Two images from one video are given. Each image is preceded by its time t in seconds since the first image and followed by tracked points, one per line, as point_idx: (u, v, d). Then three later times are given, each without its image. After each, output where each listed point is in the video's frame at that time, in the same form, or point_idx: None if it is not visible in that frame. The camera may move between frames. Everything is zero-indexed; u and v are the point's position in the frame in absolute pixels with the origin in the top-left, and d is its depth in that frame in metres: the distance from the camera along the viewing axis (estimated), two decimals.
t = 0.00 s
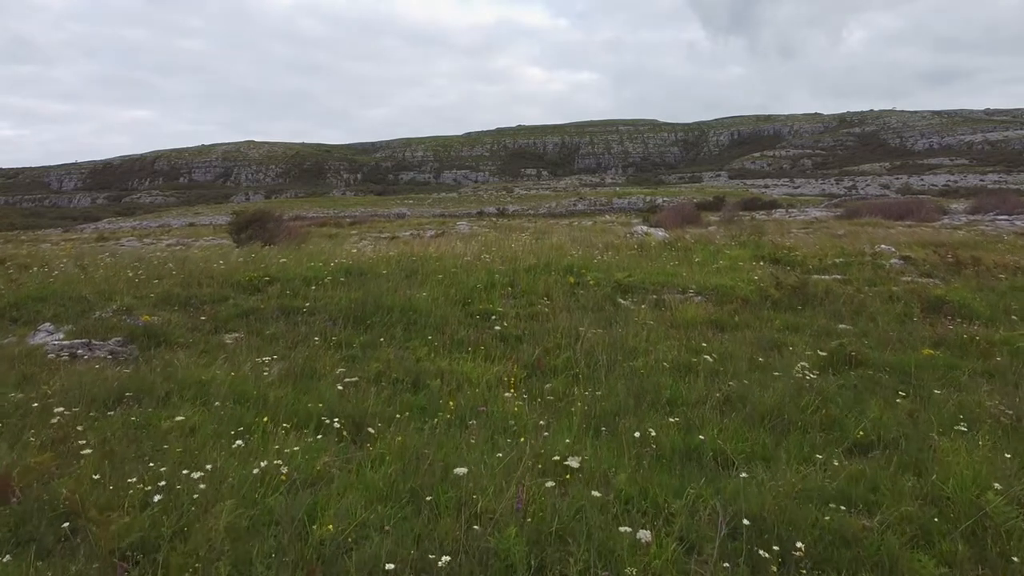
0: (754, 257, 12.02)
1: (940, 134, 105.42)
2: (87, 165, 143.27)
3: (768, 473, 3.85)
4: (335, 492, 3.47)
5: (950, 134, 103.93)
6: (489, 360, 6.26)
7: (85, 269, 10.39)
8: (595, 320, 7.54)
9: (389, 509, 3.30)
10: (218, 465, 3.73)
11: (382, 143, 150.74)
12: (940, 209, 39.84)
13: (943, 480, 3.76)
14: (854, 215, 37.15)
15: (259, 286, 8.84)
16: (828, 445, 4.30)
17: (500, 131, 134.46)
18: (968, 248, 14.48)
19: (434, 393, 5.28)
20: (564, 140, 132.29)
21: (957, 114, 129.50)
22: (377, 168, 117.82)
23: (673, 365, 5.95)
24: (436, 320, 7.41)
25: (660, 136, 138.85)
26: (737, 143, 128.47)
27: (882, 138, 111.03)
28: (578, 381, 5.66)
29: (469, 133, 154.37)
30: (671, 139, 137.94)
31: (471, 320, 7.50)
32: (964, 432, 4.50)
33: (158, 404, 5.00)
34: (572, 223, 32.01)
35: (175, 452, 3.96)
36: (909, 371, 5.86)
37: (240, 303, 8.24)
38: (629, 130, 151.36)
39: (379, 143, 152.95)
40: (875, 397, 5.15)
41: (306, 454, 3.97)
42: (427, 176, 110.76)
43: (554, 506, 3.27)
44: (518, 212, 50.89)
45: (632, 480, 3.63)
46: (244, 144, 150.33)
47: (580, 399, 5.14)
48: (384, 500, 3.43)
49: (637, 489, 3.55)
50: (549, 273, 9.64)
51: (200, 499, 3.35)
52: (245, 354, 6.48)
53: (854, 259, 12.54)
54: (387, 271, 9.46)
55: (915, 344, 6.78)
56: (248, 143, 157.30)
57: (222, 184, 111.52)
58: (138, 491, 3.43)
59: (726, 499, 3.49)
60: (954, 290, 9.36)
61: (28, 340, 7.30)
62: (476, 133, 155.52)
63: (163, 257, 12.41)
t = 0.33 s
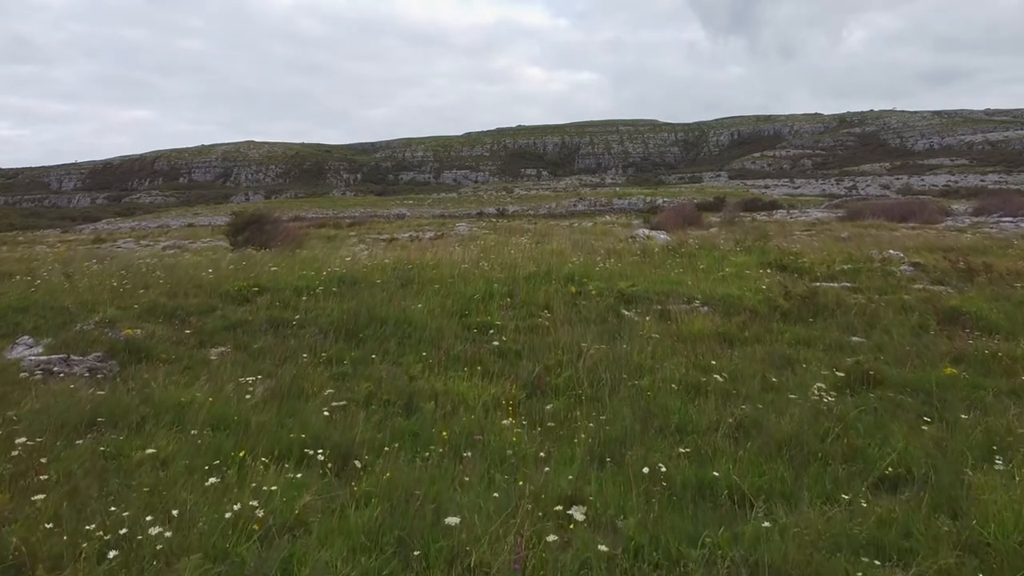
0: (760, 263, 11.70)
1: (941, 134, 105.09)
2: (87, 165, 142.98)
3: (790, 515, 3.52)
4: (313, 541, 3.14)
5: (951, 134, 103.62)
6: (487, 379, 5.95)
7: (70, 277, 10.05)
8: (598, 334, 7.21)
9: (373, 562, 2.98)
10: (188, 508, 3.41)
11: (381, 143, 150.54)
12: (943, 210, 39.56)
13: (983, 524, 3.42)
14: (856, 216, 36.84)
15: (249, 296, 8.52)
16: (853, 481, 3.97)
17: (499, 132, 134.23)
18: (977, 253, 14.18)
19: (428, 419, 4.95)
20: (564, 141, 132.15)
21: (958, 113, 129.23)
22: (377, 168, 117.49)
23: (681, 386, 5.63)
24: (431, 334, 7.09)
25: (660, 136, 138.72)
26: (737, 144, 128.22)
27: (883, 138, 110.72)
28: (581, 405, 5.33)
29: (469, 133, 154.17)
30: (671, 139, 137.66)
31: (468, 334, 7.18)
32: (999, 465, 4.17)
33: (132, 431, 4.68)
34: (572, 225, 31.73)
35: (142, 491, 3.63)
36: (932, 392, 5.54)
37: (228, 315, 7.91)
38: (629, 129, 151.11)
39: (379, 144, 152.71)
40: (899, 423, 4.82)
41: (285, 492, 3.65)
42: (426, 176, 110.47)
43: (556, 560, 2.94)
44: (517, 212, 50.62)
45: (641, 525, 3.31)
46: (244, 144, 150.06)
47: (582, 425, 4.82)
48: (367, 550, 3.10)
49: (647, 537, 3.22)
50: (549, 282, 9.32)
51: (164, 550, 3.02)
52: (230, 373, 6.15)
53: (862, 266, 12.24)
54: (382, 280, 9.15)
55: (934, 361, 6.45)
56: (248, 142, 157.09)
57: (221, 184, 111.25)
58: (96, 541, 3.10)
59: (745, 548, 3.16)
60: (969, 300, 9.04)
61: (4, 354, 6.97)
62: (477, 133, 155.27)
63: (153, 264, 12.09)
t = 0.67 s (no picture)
0: (766, 271, 11.38)
1: (941, 134, 104.82)
2: (86, 165, 142.64)
3: (814, 569, 3.19)
4: None
5: (952, 134, 103.35)
6: (484, 401, 5.62)
7: (55, 287, 9.71)
8: (601, 349, 6.89)
9: None
10: (151, 564, 3.09)
11: (381, 143, 150.22)
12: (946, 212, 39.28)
13: None
14: (858, 217, 36.59)
15: (237, 308, 8.20)
16: (881, 523, 3.64)
17: (499, 132, 133.97)
18: (986, 259, 13.88)
19: (421, 448, 4.63)
20: (564, 141, 131.90)
21: (958, 114, 129.06)
22: (377, 168, 117.18)
23: (690, 410, 5.31)
24: (426, 350, 6.78)
25: (660, 136, 138.49)
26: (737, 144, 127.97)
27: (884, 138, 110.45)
28: (584, 431, 5.01)
29: (469, 133, 153.94)
30: (671, 140, 137.30)
31: (465, 350, 6.86)
32: None
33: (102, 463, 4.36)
34: (572, 227, 31.44)
35: (102, 541, 3.31)
36: (956, 417, 5.21)
37: (215, 328, 7.59)
38: (629, 130, 150.83)
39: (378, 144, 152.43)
40: (925, 454, 4.49)
41: (261, 542, 3.32)
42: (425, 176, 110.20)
43: None
44: (516, 213, 50.32)
45: None
46: (243, 143, 149.69)
47: (586, 457, 4.50)
48: None
49: None
50: (549, 292, 9.00)
51: None
52: (214, 395, 5.83)
53: (870, 273, 11.92)
54: (376, 290, 8.83)
55: (956, 380, 6.13)
56: (248, 142, 156.66)
57: (221, 185, 110.99)
58: None
59: None
60: (984, 311, 8.73)
61: None
62: (476, 134, 154.87)
63: (141, 272, 11.75)
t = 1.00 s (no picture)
0: (772, 279, 11.08)
1: (942, 134, 104.59)
2: (86, 165, 142.52)
3: None
4: None
5: (953, 134, 103.11)
6: (482, 425, 5.31)
7: (38, 297, 9.38)
8: (604, 367, 6.58)
9: None
10: None
11: (381, 143, 149.93)
12: (949, 214, 39.01)
13: None
14: (860, 219, 36.32)
15: (225, 321, 7.88)
16: (914, 573, 3.33)
17: (499, 132, 133.77)
18: (995, 265, 13.59)
19: (413, 481, 4.32)
20: (564, 141, 131.93)
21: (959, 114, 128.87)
22: (377, 168, 117.10)
23: (699, 438, 5.00)
24: (420, 368, 6.47)
25: (660, 136, 138.28)
26: (738, 145, 127.80)
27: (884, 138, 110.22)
28: (587, 460, 4.70)
29: (469, 133, 153.79)
30: (672, 140, 137.04)
31: (462, 367, 6.55)
32: None
33: (68, 498, 4.05)
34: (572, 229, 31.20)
35: None
36: (985, 445, 4.90)
37: (201, 343, 7.27)
38: (629, 130, 150.65)
39: (378, 144, 152.26)
40: (955, 489, 4.18)
41: None
42: (425, 176, 110.09)
43: None
44: (517, 214, 50.07)
45: None
46: (243, 143, 149.42)
47: (589, 493, 4.19)
48: None
49: None
50: (551, 303, 8.69)
51: None
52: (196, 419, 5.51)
53: (880, 281, 11.61)
54: (370, 301, 8.52)
55: (979, 401, 5.82)
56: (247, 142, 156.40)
57: (220, 185, 110.84)
58: None
59: None
60: (1001, 324, 8.42)
61: None
62: (476, 134, 154.56)
63: (130, 280, 11.42)
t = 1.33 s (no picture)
0: (780, 288, 10.77)
1: (942, 134, 104.42)
2: (86, 165, 142.39)
3: None
4: None
5: (953, 134, 102.94)
6: (479, 452, 4.98)
7: (22, 307, 9.05)
8: (608, 385, 6.25)
9: None
10: None
11: (381, 144, 149.71)
12: (952, 215, 38.76)
13: None
14: (862, 220, 36.12)
15: (212, 335, 7.55)
16: None
17: (499, 133, 133.60)
18: (1006, 272, 13.31)
19: (403, 521, 3.99)
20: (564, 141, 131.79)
21: (959, 114, 128.65)
22: (377, 168, 116.90)
23: (712, 469, 4.66)
24: (415, 388, 6.13)
25: (660, 136, 138.15)
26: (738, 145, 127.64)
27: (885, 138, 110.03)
28: (591, 494, 4.37)
29: (469, 133, 153.63)
30: (671, 140, 137.02)
31: (458, 386, 6.22)
32: None
33: (27, 542, 3.70)
34: (573, 231, 30.97)
35: None
36: (1018, 477, 4.57)
37: (185, 360, 6.93)
38: (629, 130, 150.47)
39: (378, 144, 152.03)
40: (993, 530, 3.85)
41: None
42: (425, 176, 109.92)
43: None
44: (516, 214, 49.88)
45: None
46: (243, 142, 149.44)
47: (594, 535, 3.85)
48: None
49: None
50: (553, 315, 8.37)
51: None
52: (175, 445, 5.17)
53: (890, 288, 11.31)
54: (365, 313, 8.19)
55: (1007, 425, 5.50)
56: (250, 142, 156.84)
57: (220, 185, 110.66)
58: None
59: None
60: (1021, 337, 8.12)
61: None
62: (476, 134, 154.71)
63: (120, 288, 11.10)
